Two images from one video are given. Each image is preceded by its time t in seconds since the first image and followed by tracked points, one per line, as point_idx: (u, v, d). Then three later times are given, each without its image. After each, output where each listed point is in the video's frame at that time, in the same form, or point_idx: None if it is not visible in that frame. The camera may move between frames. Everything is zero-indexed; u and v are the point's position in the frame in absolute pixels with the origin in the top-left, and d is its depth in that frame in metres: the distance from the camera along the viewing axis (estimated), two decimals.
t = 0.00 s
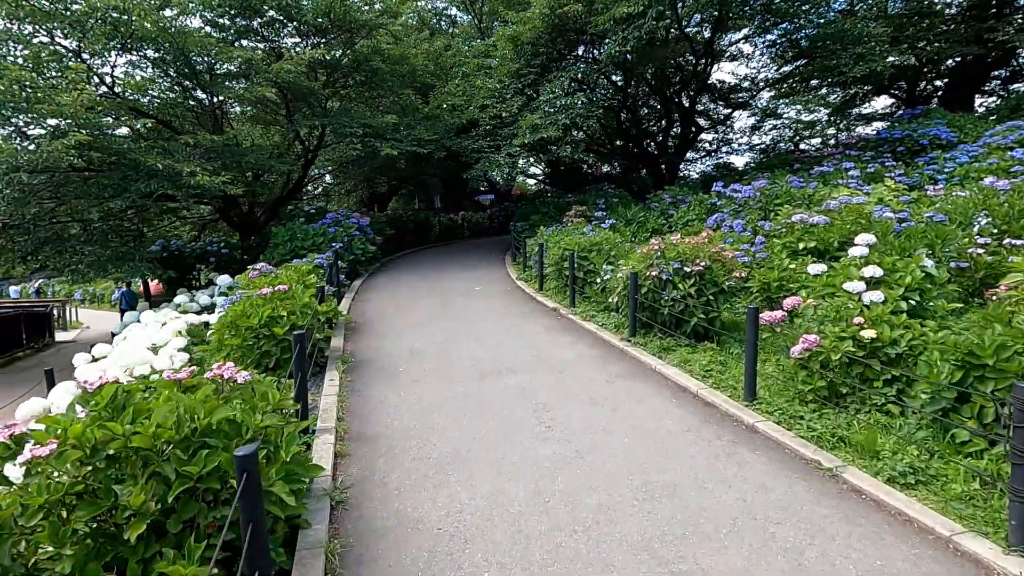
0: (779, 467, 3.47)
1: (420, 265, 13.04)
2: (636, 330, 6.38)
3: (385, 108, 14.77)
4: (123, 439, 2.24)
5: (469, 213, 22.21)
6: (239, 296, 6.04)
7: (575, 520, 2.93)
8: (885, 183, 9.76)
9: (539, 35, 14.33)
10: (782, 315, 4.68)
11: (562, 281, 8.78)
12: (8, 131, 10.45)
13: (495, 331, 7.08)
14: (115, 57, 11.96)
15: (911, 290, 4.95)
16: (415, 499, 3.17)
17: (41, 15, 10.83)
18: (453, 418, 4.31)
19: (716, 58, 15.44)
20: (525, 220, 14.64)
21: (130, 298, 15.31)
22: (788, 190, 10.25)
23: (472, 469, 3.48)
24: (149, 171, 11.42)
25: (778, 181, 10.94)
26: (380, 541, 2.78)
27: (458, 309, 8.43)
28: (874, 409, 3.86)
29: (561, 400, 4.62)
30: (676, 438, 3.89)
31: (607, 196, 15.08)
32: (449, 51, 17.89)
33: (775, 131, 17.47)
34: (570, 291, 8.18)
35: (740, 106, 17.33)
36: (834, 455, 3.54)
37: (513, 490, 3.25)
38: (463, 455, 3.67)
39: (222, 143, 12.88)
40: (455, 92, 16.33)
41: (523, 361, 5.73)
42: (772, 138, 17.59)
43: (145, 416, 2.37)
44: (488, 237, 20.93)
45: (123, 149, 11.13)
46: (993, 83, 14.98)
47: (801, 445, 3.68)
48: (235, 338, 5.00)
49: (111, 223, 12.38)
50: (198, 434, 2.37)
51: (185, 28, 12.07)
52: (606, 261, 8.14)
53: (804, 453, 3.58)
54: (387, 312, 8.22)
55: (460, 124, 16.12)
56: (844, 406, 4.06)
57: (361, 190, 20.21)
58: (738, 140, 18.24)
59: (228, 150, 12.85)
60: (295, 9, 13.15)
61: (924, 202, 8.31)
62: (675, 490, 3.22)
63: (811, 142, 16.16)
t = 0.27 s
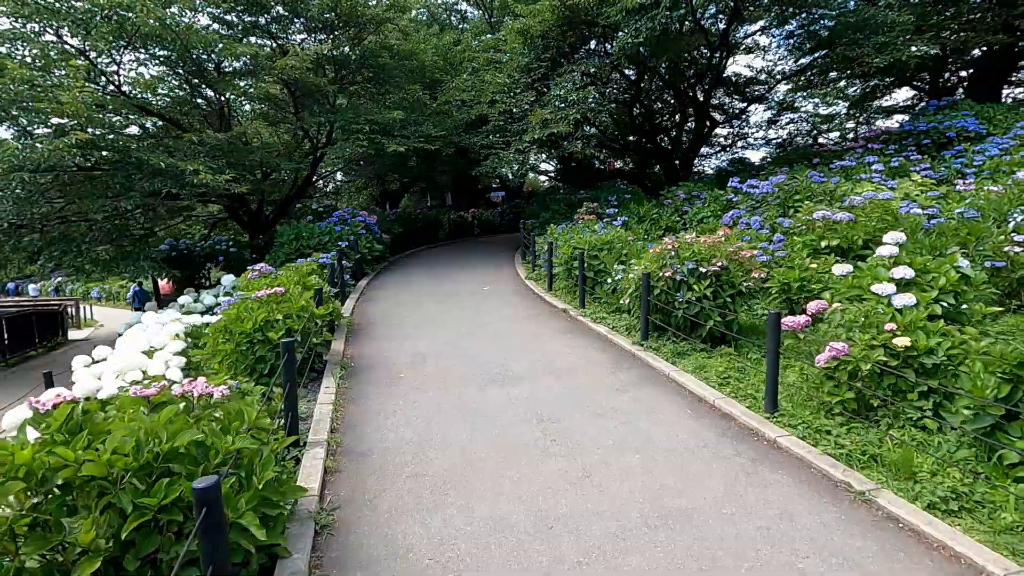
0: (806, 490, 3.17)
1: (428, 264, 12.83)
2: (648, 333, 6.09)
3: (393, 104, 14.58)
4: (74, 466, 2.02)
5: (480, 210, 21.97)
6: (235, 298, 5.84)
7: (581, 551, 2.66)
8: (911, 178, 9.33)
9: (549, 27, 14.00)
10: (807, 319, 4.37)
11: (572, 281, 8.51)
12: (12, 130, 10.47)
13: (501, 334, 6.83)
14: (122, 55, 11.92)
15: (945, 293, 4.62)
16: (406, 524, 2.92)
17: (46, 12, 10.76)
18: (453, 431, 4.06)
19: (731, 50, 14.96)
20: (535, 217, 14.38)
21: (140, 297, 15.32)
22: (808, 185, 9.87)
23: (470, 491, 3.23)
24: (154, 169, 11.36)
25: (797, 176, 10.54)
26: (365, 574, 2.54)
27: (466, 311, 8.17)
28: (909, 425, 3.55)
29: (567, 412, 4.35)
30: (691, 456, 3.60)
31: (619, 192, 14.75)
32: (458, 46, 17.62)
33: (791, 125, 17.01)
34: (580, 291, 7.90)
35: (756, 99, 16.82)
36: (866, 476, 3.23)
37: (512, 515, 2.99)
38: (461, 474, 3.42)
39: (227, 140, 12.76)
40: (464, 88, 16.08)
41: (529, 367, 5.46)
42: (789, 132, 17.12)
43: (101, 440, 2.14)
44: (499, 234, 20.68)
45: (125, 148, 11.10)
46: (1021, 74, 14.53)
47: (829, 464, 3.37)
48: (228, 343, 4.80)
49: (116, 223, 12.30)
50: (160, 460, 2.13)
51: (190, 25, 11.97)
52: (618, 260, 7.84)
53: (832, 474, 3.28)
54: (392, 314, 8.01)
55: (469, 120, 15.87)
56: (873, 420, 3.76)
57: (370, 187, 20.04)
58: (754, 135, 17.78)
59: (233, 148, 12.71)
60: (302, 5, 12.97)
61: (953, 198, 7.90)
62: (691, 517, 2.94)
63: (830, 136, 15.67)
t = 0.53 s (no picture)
0: (826, 511, 2.92)
1: (435, 263, 12.64)
2: (658, 335, 5.84)
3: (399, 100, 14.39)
4: (16, 490, 1.83)
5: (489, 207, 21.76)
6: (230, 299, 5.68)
7: None
8: (935, 171, 8.94)
9: (558, 20, 13.70)
10: (827, 322, 4.10)
11: (580, 280, 8.26)
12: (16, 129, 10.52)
13: (505, 335, 6.62)
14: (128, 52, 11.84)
15: (975, 293, 4.32)
16: (393, 544, 2.72)
17: (50, 10, 10.74)
18: (449, 439, 3.85)
19: (745, 42, 14.59)
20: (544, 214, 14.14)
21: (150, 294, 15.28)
22: (826, 180, 9.51)
23: (462, 506, 3.02)
24: (157, 167, 11.29)
25: (814, 171, 10.18)
26: None
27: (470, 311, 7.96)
28: (939, 438, 3.28)
29: (570, 420, 4.12)
30: (701, 470, 3.36)
31: (630, 188, 14.44)
32: (466, 41, 17.38)
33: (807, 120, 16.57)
34: (587, 291, 7.66)
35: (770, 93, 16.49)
36: (893, 494, 2.97)
37: (507, 535, 2.78)
38: (455, 488, 3.21)
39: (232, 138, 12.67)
40: (472, 83, 15.84)
41: (532, 371, 5.24)
42: (805, 127, 16.68)
43: (48, 461, 1.95)
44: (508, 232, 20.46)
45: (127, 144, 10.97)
46: None
47: (851, 480, 3.11)
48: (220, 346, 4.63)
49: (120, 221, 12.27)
50: (114, 482, 1.94)
51: (195, 23, 11.90)
52: (628, 258, 7.58)
53: (856, 491, 3.02)
54: (394, 314, 7.83)
55: (477, 116, 15.64)
56: (900, 432, 3.49)
57: (379, 185, 19.92)
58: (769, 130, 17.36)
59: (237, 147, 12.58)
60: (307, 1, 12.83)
61: (981, 193, 7.52)
62: (701, 539, 2.70)
63: (847, 130, 15.22)
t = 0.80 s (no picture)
0: (851, 539, 2.66)
1: (442, 261, 12.46)
2: (668, 339, 5.57)
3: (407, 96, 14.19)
4: None
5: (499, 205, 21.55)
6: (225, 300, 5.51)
7: None
8: (961, 166, 8.56)
9: (567, 13, 13.39)
10: (849, 328, 3.82)
11: (588, 280, 8.02)
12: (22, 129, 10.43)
13: (509, 337, 6.39)
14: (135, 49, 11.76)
15: (1010, 297, 4.02)
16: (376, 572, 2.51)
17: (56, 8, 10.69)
18: (444, 451, 3.64)
19: (761, 36, 14.22)
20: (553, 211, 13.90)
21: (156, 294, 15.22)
22: (845, 176, 9.16)
23: (454, 530, 2.80)
24: (161, 165, 11.20)
25: (833, 167, 9.82)
26: None
27: (475, 311, 7.75)
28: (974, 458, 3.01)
29: (573, 430, 3.89)
30: (714, 490, 3.10)
31: (641, 185, 14.13)
32: (475, 35, 17.13)
33: (825, 114, 16.12)
34: (595, 291, 7.41)
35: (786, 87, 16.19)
36: (925, 521, 2.71)
37: (500, 563, 2.56)
38: (447, 508, 3.00)
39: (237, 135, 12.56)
40: (481, 79, 15.60)
41: (535, 376, 5.01)
42: (823, 121, 16.29)
43: None
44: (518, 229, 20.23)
45: (129, 141, 10.86)
46: None
47: (878, 504, 2.85)
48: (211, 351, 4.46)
49: (124, 220, 12.17)
50: (60, 514, 1.77)
51: (201, 20, 11.82)
52: (638, 258, 7.32)
53: (883, 517, 2.76)
54: (396, 315, 7.63)
55: (486, 112, 15.41)
56: (930, 449, 3.22)
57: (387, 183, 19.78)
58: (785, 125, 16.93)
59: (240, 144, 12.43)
60: None
61: (1011, 189, 7.15)
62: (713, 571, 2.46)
63: (866, 125, 14.76)
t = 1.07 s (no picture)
0: (894, 572, 2.37)
1: (453, 256, 12.24)
2: (686, 340, 5.27)
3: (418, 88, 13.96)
4: None
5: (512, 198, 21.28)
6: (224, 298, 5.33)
7: None
8: (999, 156, 8.09)
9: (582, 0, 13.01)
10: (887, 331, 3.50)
11: (602, 276, 7.72)
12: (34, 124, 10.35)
13: (518, 336, 6.14)
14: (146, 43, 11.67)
15: None
16: None
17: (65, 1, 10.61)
18: (446, 462, 3.41)
19: (782, 23, 13.76)
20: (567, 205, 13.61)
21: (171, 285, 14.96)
22: (874, 167, 8.73)
23: (452, 554, 2.56)
24: (169, 160, 11.09)
25: (861, 157, 9.39)
26: None
27: (485, 309, 7.52)
28: None
29: (585, 440, 3.63)
30: (738, 511, 2.82)
31: (657, 178, 13.76)
32: (487, 26, 16.80)
33: (848, 104, 15.57)
34: (609, 288, 7.12)
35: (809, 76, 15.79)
36: (978, 551, 2.41)
37: None
38: (446, 527, 2.76)
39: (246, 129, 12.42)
40: (493, 70, 15.30)
41: (544, 378, 4.75)
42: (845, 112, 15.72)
43: None
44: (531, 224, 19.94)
45: (139, 135, 10.79)
46: None
47: (924, 531, 2.55)
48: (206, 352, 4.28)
49: (133, 215, 12.11)
50: None
51: (211, 13, 11.69)
52: (654, 254, 7.02)
53: (931, 547, 2.46)
54: (403, 313, 7.42)
55: (498, 103, 15.11)
56: (980, 468, 2.91)
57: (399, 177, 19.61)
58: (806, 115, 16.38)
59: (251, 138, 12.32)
60: None
61: None
62: None
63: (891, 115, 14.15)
